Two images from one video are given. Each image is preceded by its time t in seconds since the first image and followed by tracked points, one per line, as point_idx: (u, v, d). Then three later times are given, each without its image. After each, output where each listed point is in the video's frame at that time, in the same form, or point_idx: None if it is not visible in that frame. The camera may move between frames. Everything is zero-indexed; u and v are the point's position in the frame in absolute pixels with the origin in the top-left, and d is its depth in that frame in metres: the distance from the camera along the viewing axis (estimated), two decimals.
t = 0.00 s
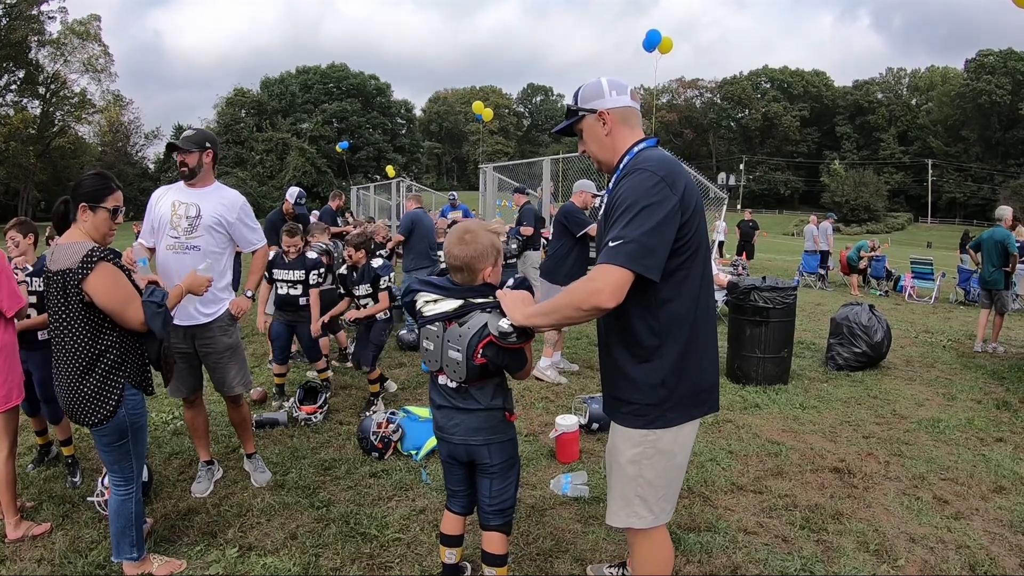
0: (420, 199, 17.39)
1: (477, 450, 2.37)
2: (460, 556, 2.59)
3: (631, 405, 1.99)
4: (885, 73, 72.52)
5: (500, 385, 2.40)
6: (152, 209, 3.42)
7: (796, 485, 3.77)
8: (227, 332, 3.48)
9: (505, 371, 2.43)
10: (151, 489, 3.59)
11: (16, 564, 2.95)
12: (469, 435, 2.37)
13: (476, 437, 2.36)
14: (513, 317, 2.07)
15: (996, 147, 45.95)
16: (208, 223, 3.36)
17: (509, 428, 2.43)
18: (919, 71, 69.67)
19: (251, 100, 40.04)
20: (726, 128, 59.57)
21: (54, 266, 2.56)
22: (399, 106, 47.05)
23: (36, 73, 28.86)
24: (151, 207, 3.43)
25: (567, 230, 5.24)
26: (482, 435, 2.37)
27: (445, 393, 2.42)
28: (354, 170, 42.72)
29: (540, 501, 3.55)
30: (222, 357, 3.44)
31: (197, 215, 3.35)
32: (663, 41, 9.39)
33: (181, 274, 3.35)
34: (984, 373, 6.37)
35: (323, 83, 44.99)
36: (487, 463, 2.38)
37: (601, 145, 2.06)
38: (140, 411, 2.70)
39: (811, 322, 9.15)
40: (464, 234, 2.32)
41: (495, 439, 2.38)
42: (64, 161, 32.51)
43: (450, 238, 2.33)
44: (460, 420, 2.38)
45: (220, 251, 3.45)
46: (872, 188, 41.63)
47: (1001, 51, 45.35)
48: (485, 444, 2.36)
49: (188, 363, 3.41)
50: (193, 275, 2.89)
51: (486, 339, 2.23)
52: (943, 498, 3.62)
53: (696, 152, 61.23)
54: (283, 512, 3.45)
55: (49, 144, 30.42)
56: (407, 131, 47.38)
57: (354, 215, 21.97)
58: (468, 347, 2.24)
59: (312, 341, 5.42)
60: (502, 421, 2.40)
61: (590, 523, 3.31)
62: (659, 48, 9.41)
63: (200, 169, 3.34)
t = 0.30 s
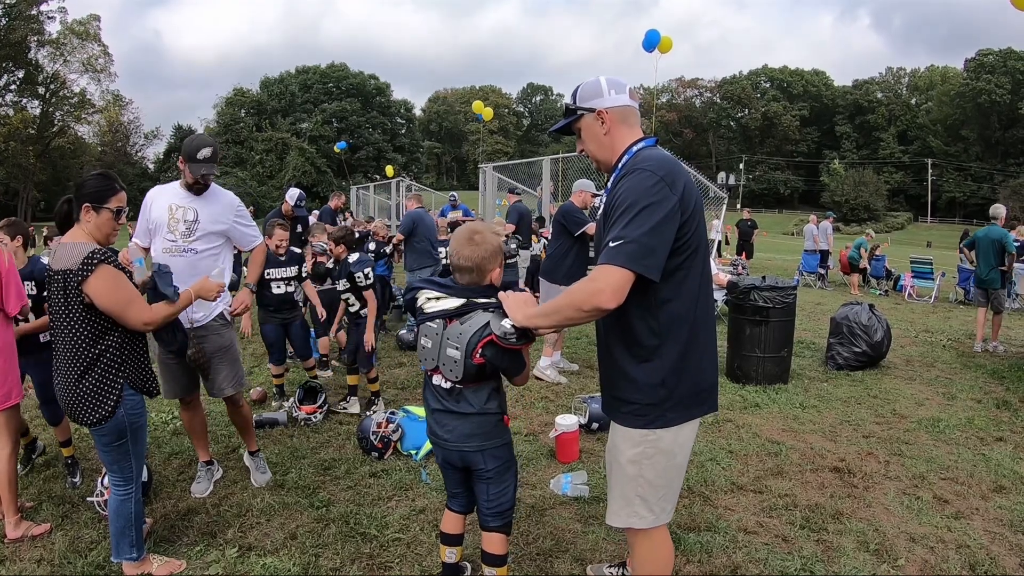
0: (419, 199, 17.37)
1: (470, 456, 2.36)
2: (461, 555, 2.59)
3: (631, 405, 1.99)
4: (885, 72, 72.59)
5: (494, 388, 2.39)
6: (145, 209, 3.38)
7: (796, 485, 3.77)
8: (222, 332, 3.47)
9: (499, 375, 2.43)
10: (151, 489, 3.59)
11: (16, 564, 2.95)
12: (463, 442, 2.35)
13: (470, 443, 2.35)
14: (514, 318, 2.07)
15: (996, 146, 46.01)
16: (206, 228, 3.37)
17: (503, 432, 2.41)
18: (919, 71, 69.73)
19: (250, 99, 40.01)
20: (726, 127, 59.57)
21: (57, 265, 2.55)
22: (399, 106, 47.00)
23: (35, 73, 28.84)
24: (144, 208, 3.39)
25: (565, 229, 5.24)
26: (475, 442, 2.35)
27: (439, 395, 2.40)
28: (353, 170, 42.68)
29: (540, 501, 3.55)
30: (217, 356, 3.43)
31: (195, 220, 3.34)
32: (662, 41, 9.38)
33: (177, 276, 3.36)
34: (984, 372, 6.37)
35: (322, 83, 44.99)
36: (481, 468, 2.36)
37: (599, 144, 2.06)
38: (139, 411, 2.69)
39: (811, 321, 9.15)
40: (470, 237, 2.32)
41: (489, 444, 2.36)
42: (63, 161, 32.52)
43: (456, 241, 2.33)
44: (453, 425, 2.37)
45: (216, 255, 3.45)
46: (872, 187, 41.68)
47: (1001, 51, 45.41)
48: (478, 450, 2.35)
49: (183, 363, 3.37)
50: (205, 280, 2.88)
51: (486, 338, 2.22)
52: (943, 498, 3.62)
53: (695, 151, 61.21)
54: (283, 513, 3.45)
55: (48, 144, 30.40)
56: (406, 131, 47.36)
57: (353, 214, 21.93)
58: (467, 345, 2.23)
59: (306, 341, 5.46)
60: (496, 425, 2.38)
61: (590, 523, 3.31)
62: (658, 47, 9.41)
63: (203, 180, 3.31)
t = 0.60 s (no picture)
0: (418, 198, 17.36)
1: (449, 460, 2.35)
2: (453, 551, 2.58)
3: (630, 404, 1.98)
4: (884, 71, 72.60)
5: (475, 392, 2.39)
6: (140, 207, 3.33)
7: (795, 485, 3.76)
8: (220, 330, 3.48)
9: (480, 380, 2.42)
10: (150, 489, 3.58)
11: (15, 564, 2.95)
12: (442, 446, 2.34)
13: (449, 446, 2.34)
14: (507, 322, 2.06)
15: (995, 146, 46.05)
16: (206, 231, 3.38)
17: (484, 436, 2.39)
18: (918, 71, 69.82)
19: (250, 99, 40.00)
20: (725, 127, 59.59)
21: (57, 266, 2.55)
22: (399, 106, 46.97)
23: (35, 73, 28.80)
24: (138, 206, 3.34)
25: (563, 229, 5.24)
26: (455, 445, 2.34)
27: (420, 393, 2.41)
28: (352, 170, 42.67)
29: (539, 501, 3.54)
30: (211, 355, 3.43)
31: (194, 223, 3.35)
32: (660, 41, 9.37)
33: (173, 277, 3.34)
34: (984, 372, 6.37)
35: (322, 83, 45.01)
36: (461, 472, 2.35)
37: (597, 144, 2.05)
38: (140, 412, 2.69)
39: (809, 320, 9.18)
40: (484, 241, 2.36)
41: (469, 448, 2.34)
42: (61, 161, 32.54)
43: (467, 242, 2.34)
44: (432, 429, 2.35)
45: (212, 257, 3.47)
46: (871, 186, 41.76)
47: (1000, 51, 45.49)
48: (457, 454, 2.34)
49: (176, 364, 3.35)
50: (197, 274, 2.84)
51: (471, 340, 2.21)
52: (943, 497, 3.62)
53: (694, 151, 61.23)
54: (282, 512, 3.44)
55: (47, 144, 30.39)
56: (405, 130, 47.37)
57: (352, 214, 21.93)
58: (451, 345, 2.22)
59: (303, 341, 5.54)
60: (473, 430, 2.35)
61: (590, 523, 3.30)
62: (657, 47, 9.40)
63: (207, 185, 3.31)
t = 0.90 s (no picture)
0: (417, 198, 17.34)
1: (425, 456, 2.32)
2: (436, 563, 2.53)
3: (627, 403, 1.99)
4: (884, 70, 72.60)
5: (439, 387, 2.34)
6: (137, 209, 3.31)
7: (795, 484, 3.76)
8: (223, 331, 3.47)
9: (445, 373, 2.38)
10: (149, 489, 3.58)
11: (14, 564, 2.94)
12: (415, 442, 2.32)
13: (422, 442, 2.31)
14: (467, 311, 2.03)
15: (994, 145, 46.08)
16: (206, 225, 3.38)
17: (456, 429, 2.38)
18: (917, 70, 69.85)
19: (249, 98, 39.98)
20: (724, 126, 59.59)
21: (57, 265, 2.54)
22: (398, 105, 46.95)
23: (34, 73, 28.79)
24: (136, 207, 3.32)
25: (561, 228, 5.25)
26: (427, 440, 2.31)
27: (387, 392, 2.39)
28: (352, 169, 42.66)
29: (539, 500, 3.54)
30: (215, 355, 3.43)
31: (194, 218, 3.34)
32: (657, 41, 9.37)
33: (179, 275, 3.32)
34: (983, 371, 6.38)
35: (321, 82, 45.03)
36: (437, 468, 2.33)
37: (596, 142, 2.04)
38: (140, 412, 2.69)
39: (809, 319, 9.17)
40: (458, 256, 2.29)
41: (441, 443, 2.32)
42: (60, 161, 32.58)
43: (438, 253, 2.28)
44: (404, 424, 2.33)
45: (213, 253, 3.46)
46: (870, 186, 41.81)
47: (999, 50, 45.52)
48: (431, 449, 2.31)
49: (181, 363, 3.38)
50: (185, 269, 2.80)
51: (419, 344, 2.20)
52: (943, 497, 3.63)
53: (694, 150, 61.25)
54: (281, 512, 3.44)
55: (47, 143, 30.38)
56: (405, 130, 47.34)
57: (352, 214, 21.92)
58: (401, 349, 2.22)
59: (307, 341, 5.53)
60: (444, 421, 2.33)
61: (590, 522, 3.30)
62: (655, 47, 9.39)
63: (201, 175, 3.34)
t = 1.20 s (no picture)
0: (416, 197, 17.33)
1: (414, 452, 2.32)
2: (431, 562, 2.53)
3: (626, 395, 1.98)
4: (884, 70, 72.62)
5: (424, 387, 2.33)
6: (141, 211, 3.32)
7: (794, 484, 3.77)
8: (227, 332, 3.47)
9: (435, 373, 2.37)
10: (149, 488, 3.58)
11: (14, 564, 2.93)
12: (403, 439, 2.32)
13: (411, 439, 2.31)
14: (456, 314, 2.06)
15: (994, 145, 46.14)
16: (209, 225, 3.38)
17: (445, 424, 2.37)
18: (917, 70, 69.88)
19: (248, 98, 39.97)
20: (724, 126, 59.60)
21: (59, 266, 2.53)
22: (398, 105, 46.92)
23: (33, 72, 28.76)
24: (140, 208, 3.33)
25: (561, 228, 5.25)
26: (415, 437, 2.31)
27: (374, 391, 2.39)
28: (351, 169, 42.63)
29: (538, 500, 3.54)
30: (219, 355, 3.43)
31: (197, 217, 3.34)
32: (655, 41, 9.37)
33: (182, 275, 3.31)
34: (982, 371, 6.38)
35: (321, 82, 45.03)
36: (427, 463, 2.33)
37: (580, 154, 2.04)
38: (143, 410, 2.69)
39: (809, 319, 9.17)
40: (456, 260, 2.28)
41: (429, 439, 2.32)
42: (60, 160, 32.56)
43: (440, 254, 2.27)
44: (393, 421, 2.33)
45: (216, 253, 3.45)
46: (870, 185, 41.84)
47: (999, 50, 45.55)
48: (420, 445, 2.31)
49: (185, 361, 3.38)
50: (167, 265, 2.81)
51: (407, 346, 2.19)
52: (942, 496, 3.63)
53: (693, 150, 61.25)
54: (281, 511, 3.44)
55: (46, 143, 30.37)
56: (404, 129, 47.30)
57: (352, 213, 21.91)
58: (389, 348, 2.22)
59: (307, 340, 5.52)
60: (431, 414, 2.32)
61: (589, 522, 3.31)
62: (652, 47, 9.39)
63: (200, 173, 3.34)
